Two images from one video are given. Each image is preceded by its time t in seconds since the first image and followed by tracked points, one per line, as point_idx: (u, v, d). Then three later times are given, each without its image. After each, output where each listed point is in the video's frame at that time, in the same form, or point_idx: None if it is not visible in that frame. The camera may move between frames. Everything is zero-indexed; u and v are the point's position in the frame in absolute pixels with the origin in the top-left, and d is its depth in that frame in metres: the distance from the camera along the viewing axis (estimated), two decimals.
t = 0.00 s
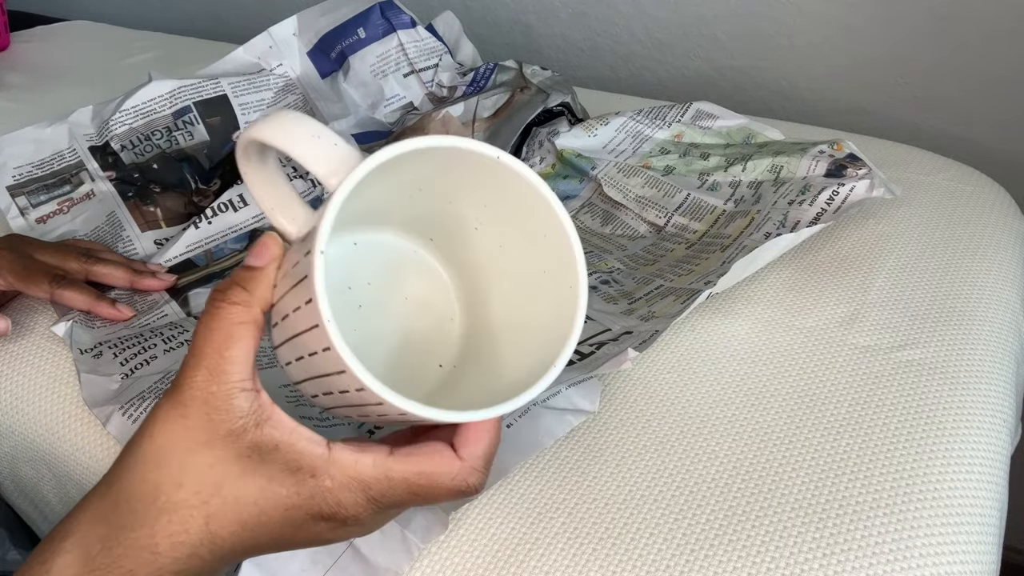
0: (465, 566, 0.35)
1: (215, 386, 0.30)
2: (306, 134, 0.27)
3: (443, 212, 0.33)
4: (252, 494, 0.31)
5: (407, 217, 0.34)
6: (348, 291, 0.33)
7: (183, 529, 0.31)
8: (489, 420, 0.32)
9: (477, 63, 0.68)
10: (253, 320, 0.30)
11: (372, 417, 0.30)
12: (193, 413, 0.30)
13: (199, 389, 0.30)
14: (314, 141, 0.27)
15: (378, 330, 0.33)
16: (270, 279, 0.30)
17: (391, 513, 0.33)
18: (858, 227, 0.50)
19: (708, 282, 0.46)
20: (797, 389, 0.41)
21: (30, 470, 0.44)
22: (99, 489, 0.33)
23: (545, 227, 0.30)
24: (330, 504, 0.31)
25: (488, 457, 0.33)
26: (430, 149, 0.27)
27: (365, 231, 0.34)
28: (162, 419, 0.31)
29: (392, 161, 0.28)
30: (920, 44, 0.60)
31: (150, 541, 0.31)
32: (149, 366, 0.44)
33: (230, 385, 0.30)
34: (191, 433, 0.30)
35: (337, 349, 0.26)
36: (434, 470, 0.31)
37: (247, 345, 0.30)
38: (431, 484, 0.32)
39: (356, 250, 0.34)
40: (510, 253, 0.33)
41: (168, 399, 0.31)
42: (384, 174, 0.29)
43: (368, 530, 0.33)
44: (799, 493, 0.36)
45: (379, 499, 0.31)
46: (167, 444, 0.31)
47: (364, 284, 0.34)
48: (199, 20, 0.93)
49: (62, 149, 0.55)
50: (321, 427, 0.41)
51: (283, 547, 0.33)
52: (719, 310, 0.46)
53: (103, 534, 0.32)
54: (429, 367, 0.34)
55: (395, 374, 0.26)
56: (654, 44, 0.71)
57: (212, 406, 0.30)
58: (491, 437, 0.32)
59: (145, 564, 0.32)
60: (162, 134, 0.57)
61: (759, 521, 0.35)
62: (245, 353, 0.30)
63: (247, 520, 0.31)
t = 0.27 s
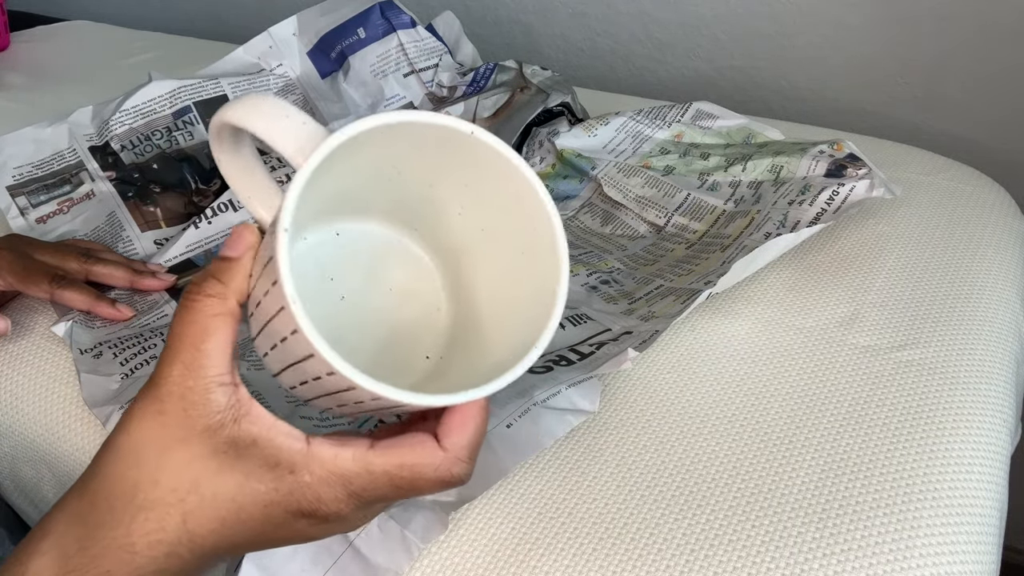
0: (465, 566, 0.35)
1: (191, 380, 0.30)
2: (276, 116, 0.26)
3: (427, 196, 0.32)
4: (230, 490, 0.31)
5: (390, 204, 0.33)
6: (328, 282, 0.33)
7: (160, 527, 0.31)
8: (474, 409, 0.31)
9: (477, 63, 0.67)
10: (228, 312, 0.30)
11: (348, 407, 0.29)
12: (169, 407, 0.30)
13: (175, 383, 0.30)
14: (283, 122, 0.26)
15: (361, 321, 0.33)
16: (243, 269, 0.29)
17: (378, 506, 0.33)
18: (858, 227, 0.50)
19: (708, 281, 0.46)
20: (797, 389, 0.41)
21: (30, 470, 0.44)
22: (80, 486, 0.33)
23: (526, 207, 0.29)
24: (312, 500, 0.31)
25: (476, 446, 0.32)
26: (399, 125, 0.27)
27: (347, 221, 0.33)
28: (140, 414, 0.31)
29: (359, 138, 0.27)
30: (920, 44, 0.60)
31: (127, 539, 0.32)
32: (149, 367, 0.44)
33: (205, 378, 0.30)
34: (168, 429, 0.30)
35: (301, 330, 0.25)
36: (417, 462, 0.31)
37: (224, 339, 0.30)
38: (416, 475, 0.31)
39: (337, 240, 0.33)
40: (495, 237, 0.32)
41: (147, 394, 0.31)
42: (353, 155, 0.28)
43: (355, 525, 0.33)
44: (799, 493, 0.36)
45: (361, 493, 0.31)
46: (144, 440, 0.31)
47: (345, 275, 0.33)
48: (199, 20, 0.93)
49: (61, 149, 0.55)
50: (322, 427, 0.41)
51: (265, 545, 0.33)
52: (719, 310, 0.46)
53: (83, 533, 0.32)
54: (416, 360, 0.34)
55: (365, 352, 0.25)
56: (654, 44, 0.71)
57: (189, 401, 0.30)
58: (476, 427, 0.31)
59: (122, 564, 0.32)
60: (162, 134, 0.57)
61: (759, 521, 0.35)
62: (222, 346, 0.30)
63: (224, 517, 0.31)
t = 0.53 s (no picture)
0: (465, 566, 0.35)
1: (200, 385, 0.30)
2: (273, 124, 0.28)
3: (428, 204, 0.33)
4: (226, 499, 0.30)
5: (405, 215, 0.34)
6: (347, 298, 0.34)
7: (155, 532, 0.31)
8: (470, 423, 0.30)
9: (478, 63, 0.67)
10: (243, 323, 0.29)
11: (344, 413, 0.29)
12: (177, 411, 0.30)
13: (184, 387, 0.30)
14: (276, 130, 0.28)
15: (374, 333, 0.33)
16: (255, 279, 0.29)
17: (376, 521, 0.33)
18: (857, 227, 0.50)
19: (708, 282, 0.46)
20: (797, 389, 0.41)
21: (31, 470, 0.44)
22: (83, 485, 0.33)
23: (508, 200, 0.29)
24: (306, 513, 0.31)
25: (473, 461, 0.32)
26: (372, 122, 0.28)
27: (376, 241, 0.35)
28: (148, 415, 0.31)
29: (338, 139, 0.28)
30: (921, 44, 0.60)
31: (122, 543, 0.31)
32: (149, 366, 0.44)
33: (215, 385, 0.30)
34: (172, 433, 0.31)
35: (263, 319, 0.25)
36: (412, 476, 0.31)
37: (238, 350, 0.30)
38: (411, 489, 0.31)
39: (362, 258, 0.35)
40: (491, 240, 0.32)
41: (158, 396, 0.31)
42: (339, 158, 0.29)
43: (351, 540, 0.33)
44: (799, 493, 0.36)
45: (355, 508, 0.31)
46: (148, 441, 0.31)
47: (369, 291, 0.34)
48: (199, 20, 0.93)
49: (61, 149, 0.55)
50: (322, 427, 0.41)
51: (260, 555, 0.33)
52: (719, 310, 0.46)
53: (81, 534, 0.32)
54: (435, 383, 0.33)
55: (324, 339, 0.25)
56: (654, 44, 0.71)
57: (197, 406, 0.30)
58: (473, 441, 0.31)
59: (118, 568, 0.32)
60: (162, 134, 0.57)
61: (759, 521, 0.35)
62: (234, 356, 0.30)
63: (219, 527, 0.31)
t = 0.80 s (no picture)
0: (465, 566, 0.35)
1: (204, 384, 0.31)
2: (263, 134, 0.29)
3: (424, 203, 0.33)
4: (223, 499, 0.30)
5: (408, 216, 0.34)
6: (358, 302, 0.34)
7: (153, 533, 0.31)
8: (469, 418, 0.30)
9: (478, 63, 0.68)
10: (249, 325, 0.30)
11: (341, 410, 0.29)
12: (179, 410, 0.31)
13: (189, 387, 0.31)
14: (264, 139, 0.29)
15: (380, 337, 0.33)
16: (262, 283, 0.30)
17: (377, 519, 0.32)
18: (857, 227, 0.50)
19: (708, 281, 0.46)
20: (797, 389, 0.41)
21: (31, 471, 0.44)
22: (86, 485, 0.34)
23: (486, 178, 0.29)
24: (303, 512, 0.30)
25: (473, 455, 0.31)
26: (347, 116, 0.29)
27: (386, 248, 0.36)
28: (152, 414, 0.31)
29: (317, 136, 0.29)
30: (921, 44, 0.60)
31: (122, 543, 0.32)
32: (149, 366, 0.44)
33: (218, 383, 0.31)
34: (173, 431, 0.31)
35: (241, 306, 0.26)
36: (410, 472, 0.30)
37: (244, 350, 0.31)
38: (409, 486, 0.30)
39: (372, 265, 0.35)
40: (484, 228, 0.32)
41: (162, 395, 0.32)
42: (323, 154, 0.30)
43: (351, 539, 0.33)
44: (799, 493, 0.36)
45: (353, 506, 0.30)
46: (149, 440, 0.31)
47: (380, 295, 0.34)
48: (199, 20, 0.93)
49: (61, 149, 0.55)
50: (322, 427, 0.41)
51: (258, 559, 0.33)
52: (719, 310, 0.46)
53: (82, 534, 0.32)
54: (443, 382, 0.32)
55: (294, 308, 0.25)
56: (654, 44, 0.70)
57: (200, 404, 0.31)
58: (472, 436, 0.30)
59: (116, 568, 0.32)
60: (162, 134, 0.57)
61: (759, 521, 0.35)
62: (237, 355, 0.30)
63: (217, 527, 0.31)
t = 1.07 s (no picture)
0: (465, 566, 0.35)
1: (206, 387, 0.31)
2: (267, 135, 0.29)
3: (427, 207, 0.33)
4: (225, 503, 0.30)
5: (411, 220, 0.34)
6: (361, 305, 0.34)
7: (153, 536, 0.31)
8: (472, 423, 0.30)
9: (478, 63, 0.68)
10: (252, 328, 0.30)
11: (343, 414, 0.29)
12: (180, 413, 0.31)
13: (191, 389, 0.31)
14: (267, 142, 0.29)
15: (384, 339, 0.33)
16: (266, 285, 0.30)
17: (376, 523, 0.32)
18: (857, 227, 0.50)
19: (708, 282, 0.46)
20: (797, 389, 0.41)
21: (31, 470, 0.44)
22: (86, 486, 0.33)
23: (491, 184, 0.29)
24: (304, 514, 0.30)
25: (476, 460, 0.31)
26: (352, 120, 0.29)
27: (389, 250, 0.36)
28: (154, 417, 0.31)
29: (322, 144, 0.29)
30: (921, 43, 0.60)
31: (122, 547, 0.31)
32: (149, 366, 0.44)
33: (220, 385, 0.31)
34: (174, 433, 0.31)
35: (244, 311, 0.26)
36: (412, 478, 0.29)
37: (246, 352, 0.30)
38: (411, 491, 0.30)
39: (375, 267, 0.35)
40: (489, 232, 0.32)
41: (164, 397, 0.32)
42: (327, 157, 0.30)
43: (352, 541, 0.33)
44: (798, 493, 0.36)
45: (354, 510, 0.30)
46: (151, 443, 0.31)
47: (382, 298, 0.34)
48: (199, 20, 0.93)
49: (61, 149, 0.55)
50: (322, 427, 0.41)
51: (259, 561, 0.33)
52: (719, 310, 0.46)
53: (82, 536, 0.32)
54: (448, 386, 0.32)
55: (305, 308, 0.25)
56: (654, 44, 0.70)
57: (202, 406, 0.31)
58: (475, 440, 0.30)
59: (117, 570, 0.32)
60: (162, 134, 0.57)
61: (759, 521, 0.35)
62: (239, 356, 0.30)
63: (218, 530, 0.31)
